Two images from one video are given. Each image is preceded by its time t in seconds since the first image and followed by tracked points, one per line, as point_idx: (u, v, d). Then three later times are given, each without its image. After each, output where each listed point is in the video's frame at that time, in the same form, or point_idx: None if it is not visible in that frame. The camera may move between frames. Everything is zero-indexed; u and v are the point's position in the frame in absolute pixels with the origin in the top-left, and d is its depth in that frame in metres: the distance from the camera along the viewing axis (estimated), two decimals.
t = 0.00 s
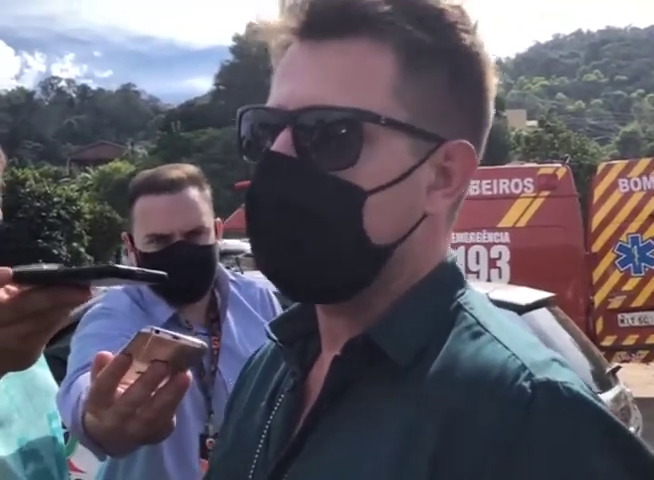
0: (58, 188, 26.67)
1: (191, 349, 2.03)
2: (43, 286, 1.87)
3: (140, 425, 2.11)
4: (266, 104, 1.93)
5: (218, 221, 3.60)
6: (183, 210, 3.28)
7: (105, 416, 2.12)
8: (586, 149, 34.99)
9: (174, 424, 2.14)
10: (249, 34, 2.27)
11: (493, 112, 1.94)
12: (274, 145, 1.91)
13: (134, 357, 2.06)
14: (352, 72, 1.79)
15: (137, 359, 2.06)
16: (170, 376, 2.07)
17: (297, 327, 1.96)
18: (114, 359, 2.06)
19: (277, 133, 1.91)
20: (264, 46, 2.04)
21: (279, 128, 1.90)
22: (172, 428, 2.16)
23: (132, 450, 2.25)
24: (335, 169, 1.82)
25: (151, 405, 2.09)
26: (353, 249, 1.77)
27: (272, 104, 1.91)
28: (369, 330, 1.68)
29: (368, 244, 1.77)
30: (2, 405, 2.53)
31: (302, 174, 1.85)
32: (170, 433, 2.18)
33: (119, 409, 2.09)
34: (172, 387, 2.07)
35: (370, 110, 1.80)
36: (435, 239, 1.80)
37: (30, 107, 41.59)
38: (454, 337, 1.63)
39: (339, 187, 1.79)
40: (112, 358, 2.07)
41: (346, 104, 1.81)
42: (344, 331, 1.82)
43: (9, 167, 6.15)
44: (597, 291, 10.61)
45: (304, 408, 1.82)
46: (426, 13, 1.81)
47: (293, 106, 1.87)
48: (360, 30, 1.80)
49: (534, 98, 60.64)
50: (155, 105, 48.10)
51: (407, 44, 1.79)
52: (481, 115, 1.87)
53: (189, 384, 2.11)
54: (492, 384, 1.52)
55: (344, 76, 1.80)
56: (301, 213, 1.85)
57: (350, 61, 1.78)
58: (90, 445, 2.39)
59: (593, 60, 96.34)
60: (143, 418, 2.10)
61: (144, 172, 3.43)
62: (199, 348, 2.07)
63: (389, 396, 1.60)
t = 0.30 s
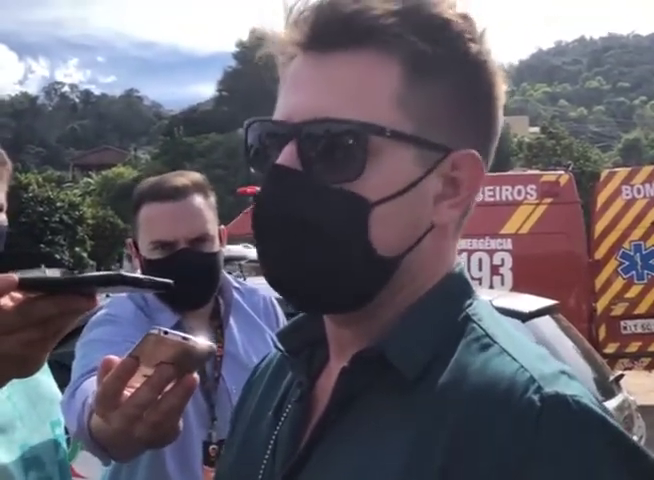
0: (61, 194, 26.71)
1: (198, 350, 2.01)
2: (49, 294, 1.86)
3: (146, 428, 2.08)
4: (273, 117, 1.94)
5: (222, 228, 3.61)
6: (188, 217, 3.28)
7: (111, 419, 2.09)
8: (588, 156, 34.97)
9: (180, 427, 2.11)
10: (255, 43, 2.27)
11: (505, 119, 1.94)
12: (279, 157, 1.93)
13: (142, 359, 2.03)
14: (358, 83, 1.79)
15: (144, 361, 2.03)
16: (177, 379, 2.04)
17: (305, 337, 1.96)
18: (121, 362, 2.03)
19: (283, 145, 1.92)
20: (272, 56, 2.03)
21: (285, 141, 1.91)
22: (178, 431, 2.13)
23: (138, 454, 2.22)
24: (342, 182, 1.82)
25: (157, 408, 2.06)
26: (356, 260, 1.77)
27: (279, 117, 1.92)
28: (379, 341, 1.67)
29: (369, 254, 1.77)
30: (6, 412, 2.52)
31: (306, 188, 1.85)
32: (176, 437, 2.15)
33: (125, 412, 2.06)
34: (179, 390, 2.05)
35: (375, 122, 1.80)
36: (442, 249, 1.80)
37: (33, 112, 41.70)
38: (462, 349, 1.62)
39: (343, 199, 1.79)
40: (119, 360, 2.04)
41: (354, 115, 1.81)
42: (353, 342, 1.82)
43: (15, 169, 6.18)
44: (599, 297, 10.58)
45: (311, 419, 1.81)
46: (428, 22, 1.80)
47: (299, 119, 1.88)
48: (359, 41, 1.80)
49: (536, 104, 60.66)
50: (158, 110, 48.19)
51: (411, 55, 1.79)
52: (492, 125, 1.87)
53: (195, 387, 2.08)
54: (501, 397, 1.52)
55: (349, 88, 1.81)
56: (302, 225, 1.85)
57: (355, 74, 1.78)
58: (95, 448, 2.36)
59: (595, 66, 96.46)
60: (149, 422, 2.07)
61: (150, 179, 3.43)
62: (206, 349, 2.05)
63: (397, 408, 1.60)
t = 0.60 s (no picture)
0: (62, 200, 26.70)
1: (204, 356, 2.02)
2: (54, 300, 1.88)
3: (151, 432, 2.10)
4: (268, 132, 1.98)
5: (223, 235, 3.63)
6: (190, 225, 3.31)
7: (116, 424, 2.10)
8: (588, 163, 34.92)
9: (183, 431, 2.13)
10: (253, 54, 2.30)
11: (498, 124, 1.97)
12: (270, 175, 1.97)
13: (146, 364, 2.03)
14: (346, 98, 1.83)
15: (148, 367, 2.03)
16: (181, 384, 2.05)
17: (304, 346, 1.99)
18: (127, 367, 2.03)
19: (272, 163, 1.97)
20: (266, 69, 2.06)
21: (275, 157, 1.96)
22: (182, 435, 2.15)
23: (142, 458, 2.24)
24: (333, 196, 1.86)
25: (162, 412, 2.07)
26: (342, 273, 1.83)
27: (272, 132, 1.96)
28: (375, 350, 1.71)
29: (359, 266, 1.82)
30: (7, 420, 2.54)
31: (299, 203, 1.91)
32: (179, 441, 2.16)
33: (130, 416, 2.07)
34: (184, 395, 2.06)
35: (361, 137, 1.84)
36: (435, 259, 1.83)
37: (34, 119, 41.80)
38: (460, 358, 1.64)
39: (332, 213, 1.84)
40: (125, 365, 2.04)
41: (344, 130, 1.85)
42: (351, 353, 1.85)
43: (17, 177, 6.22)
44: (598, 306, 10.64)
45: (311, 427, 1.83)
46: (416, 33, 1.83)
47: (288, 134, 1.92)
48: (347, 57, 1.84)
49: (537, 111, 60.70)
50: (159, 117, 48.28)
51: (398, 69, 1.83)
52: (484, 133, 1.90)
53: (199, 392, 2.09)
54: (498, 405, 1.54)
55: (336, 102, 1.85)
56: (299, 244, 1.92)
57: (342, 90, 1.83)
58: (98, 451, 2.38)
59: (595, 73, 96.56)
60: (154, 426, 2.09)
61: (152, 188, 3.46)
62: (210, 353, 2.05)
63: (396, 417, 1.62)
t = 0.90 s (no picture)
0: (60, 206, 26.67)
1: (208, 358, 2.05)
2: (59, 306, 1.91)
3: (155, 434, 2.13)
4: (265, 143, 2.01)
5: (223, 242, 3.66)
6: (190, 232, 3.34)
7: (120, 426, 2.13)
8: (587, 168, 34.93)
9: (186, 433, 2.16)
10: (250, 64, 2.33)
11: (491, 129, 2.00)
12: (267, 183, 2.00)
13: (151, 367, 2.06)
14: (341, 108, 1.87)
15: (152, 370, 2.06)
16: (185, 387, 2.09)
17: (302, 351, 2.02)
18: (132, 370, 2.05)
19: (270, 171, 2.00)
20: (262, 80, 2.09)
21: (271, 167, 1.99)
22: (186, 437, 2.18)
23: (145, 460, 2.27)
24: (330, 203, 1.89)
25: (166, 414, 2.11)
26: (338, 280, 1.86)
27: (270, 142, 1.99)
28: (372, 355, 1.74)
29: (357, 272, 1.85)
30: (8, 425, 2.57)
31: (297, 211, 1.94)
32: (182, 442, 2.20)
33: (135, 419, 2.10)
34: (187, 397, 2.09)
35: (357, 145, 1.87)
36: (430, 265, 1.87)
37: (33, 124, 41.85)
38: (455, 363, 1.68)
39: (330, 221, 1.87)
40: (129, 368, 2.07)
41: (339, 139, 1.89)
42: (349, 358, 1.88)
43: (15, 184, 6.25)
44: (597, 310, 10.65)
45: (310, 432, 1.86)
46: (408, 43, 1.86)
47: (285, 144, 1.95)
48: (341, 68, 1.87)
49: (535, 116, 60.80)
50: (157, 123, 48.33)
51: (392, 78, 1.86)
52: (478, 139, 1.93)
53: (203, 394, 2.12)
54: (492, 409, 1.57)
55: (332, 112, 1.89)
56: (299, 251, 1.95)
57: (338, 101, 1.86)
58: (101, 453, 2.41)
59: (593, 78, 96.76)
60: (158, 427, 2.12)
61: (153, 195, 3.49)
62: (213, 357, 2.07)
63: (393, 420, 1.65)
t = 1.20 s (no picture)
0: (57, 209, 26.69)
1: (205, 357, 2.05)
2: (58, 309, 1.91)
3: (153, 433, 2.13)
4: (263, 143, 2.02)
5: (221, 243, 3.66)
6: (188, 233, 3.34)
7: (118, 425, 2.14)
8: (583, 170, 34.98)
9: (184, 432, 2.17)
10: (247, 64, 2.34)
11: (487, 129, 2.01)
12: (266, 183, 2.01)
13: (148, 366, 2.06)
14: (339, 107, 1.88)
15: (150, 369, 2.06)
16: (182, 385, 2.09)
17: (299, 350, 2.02)
18: (129, 369, 2.05)
19: (268, 171, 2.01)
20: (259, 80, 2.09)
21: (270, 167, 2.00)
22: (183, 436, 2.19)
23: (143, 459, 2.27)
24: (329, 203, 1.91)
25: (164, 413, 2.11)
26: (336, 280, 1.87)
27: (268, 143, 2.00)
28: (371, 353, 1.75)
29: (356, 272, 1.86)
30: (6, 428, 2.56)
31: (297, 212, 1.95)
32: (180, 441, 2.20)
33: (133, 418, 2.11)
34: (185, 396, 2.09)
35: (355, 144, 1.88)
36: (427, 263, 1.87)
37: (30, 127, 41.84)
38: (452, 360, 1.68)
39: (329, 220, 1.89)
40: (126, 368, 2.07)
41: (337, 138, 1.90)
42: (346, 356, 1.89)
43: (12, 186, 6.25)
44: (594, 311, 10.66)
45: (306, 430, 1.86)
46: (405, 43, 1.86)
47: (283, 143, 1.96)
48: (339, 68, 1.87)
49: (531, 118, 60.93)
50: (155, 125, 48.35)
51: (389, 77, 1.86)
52: (474, 139, 1.94)
53: (200, 393, 2.13)
54: (489, 406, 1.58)
55: (331, 112, 1.89)
56: (300, 252, 1.97)
57: (335, 101, 1.87)
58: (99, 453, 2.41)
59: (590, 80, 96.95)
60: (156, 426, 2.12)
61: (151, 196, 3.50)
62: (210, 355, 2.07)
63: (390, 417, 1.66)
